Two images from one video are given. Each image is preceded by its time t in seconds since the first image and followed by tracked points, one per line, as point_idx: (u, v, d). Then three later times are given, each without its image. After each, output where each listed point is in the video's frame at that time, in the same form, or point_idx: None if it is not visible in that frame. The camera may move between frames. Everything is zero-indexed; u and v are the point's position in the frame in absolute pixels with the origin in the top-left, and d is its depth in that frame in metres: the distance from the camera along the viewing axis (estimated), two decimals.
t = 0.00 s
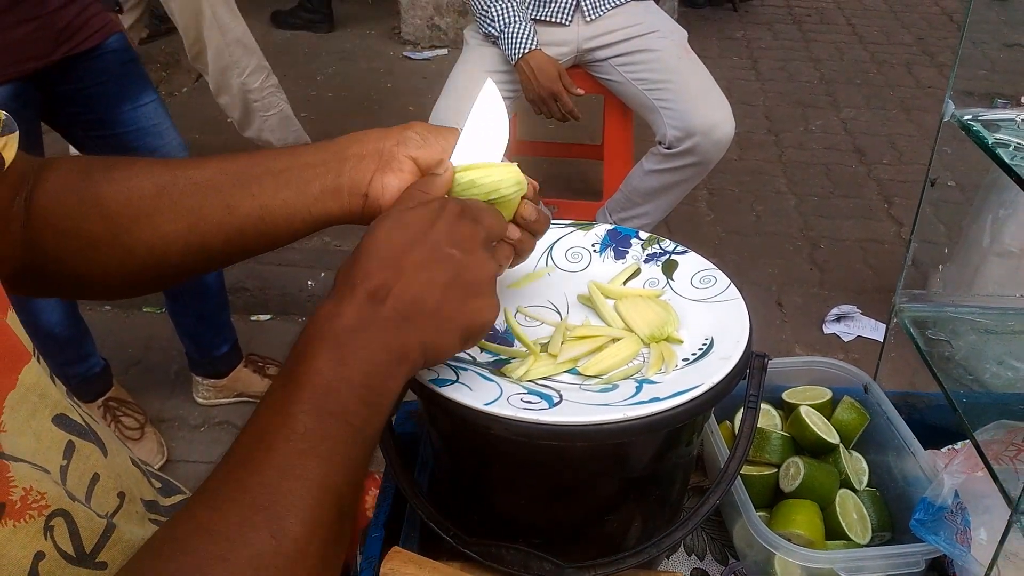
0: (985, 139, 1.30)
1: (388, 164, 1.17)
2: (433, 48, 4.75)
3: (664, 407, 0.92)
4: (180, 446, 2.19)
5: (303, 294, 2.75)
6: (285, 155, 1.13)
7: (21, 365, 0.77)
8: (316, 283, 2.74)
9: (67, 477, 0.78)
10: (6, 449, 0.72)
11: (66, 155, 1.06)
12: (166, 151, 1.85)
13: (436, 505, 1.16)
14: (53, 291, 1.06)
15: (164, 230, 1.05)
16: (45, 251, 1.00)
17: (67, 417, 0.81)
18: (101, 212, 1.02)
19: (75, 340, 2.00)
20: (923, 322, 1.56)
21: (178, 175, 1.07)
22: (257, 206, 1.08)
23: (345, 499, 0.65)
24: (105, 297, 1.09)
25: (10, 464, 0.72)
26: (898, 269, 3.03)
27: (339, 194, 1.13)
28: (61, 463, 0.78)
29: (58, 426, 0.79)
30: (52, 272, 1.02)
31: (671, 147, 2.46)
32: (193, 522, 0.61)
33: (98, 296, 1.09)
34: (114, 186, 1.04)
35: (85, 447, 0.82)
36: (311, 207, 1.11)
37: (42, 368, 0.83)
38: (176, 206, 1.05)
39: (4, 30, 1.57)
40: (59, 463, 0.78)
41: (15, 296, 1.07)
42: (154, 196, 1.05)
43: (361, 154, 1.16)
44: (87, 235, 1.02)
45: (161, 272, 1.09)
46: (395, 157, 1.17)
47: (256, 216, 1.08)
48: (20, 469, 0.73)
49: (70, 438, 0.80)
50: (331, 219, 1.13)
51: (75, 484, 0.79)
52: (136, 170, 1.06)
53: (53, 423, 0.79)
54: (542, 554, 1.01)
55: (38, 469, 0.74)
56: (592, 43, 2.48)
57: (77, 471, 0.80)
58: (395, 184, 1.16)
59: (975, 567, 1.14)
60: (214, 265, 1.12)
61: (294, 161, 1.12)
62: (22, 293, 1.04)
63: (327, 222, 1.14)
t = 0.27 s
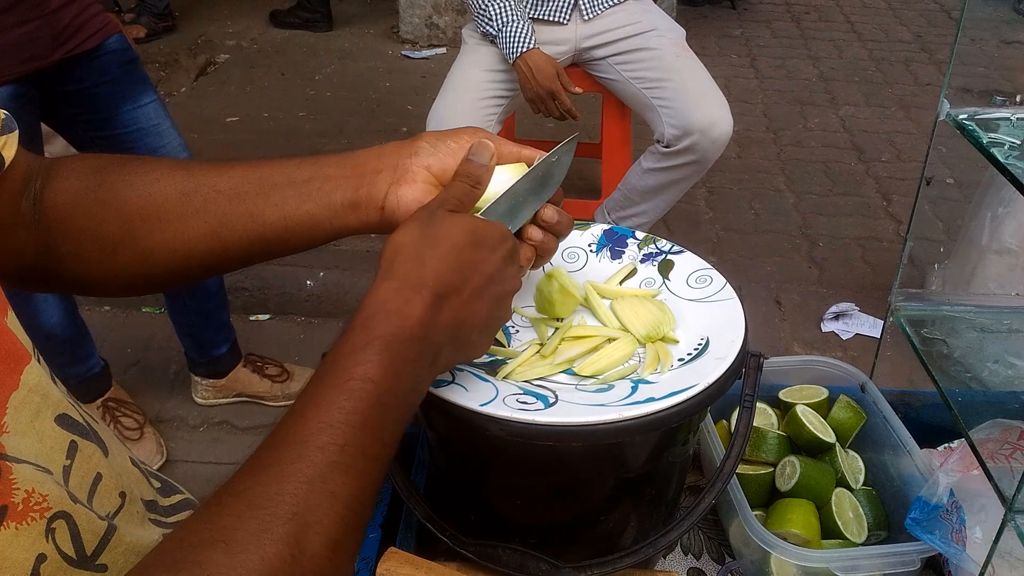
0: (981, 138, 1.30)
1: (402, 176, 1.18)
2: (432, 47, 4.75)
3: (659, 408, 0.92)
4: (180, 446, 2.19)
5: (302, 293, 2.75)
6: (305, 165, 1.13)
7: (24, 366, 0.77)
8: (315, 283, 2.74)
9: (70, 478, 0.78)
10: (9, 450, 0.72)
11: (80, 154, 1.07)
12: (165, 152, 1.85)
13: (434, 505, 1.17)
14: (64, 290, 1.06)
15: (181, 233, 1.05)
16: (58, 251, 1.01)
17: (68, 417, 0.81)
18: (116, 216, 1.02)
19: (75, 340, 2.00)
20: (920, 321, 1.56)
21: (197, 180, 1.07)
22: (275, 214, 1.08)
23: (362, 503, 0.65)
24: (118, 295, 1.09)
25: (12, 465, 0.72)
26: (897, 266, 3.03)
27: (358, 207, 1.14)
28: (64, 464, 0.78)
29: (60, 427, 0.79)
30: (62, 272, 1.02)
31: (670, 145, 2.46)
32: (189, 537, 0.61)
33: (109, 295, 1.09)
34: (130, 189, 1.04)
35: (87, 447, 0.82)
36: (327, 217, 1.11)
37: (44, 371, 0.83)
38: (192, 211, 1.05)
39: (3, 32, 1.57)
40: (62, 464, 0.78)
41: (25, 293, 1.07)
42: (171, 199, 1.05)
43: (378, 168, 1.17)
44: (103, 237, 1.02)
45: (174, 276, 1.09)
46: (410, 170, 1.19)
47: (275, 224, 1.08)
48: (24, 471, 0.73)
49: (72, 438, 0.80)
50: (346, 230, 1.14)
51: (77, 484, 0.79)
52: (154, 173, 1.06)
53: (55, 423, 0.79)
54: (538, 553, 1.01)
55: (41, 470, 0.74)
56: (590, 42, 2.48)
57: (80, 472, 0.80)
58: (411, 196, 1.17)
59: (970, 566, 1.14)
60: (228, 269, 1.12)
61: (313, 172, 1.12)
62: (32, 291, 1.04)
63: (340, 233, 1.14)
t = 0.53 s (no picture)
0: (980, 135, 1.30)
1: (361, 175, 1.16)
2: (431, 44, 4.74)
3: (657, 406, 0.92)
4: (180, 444, 2.19)
5: (301, 292, 2.75)
6: (268, 164, 1.12)
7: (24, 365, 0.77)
8: (314, 281, 2.74)
9: (73, 477, 0.78)
10: (9, 452, 0.72)
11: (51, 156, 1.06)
12: (165, 150, 1.85)
13: (433, 504, 1.17)
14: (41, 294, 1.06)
15: (150, 239, 1.05)
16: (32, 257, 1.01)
17: (69, 418, 0.81)
18: (86, 218, 1.02)
19: (75, 339, 2.00)
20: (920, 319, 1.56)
21: (163, 182, 1.07)
22: (240, 217, 1.08)
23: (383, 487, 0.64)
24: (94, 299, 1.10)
25: (11, 468, 0.72)
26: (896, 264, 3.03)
27: (319, 209, 1.14)
28: (67, 463, 0.78)
29: (61, 427, 0.79)
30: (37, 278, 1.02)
31: (669, 143, 2.46)
32: (190, 534, 0.60)
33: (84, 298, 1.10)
34: (100, 192, 1.04)
35: (90, 447, 0.82)
36: (290, 221, 1.11)
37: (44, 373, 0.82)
38: (160, 215, 1.05)
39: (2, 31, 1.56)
40: (65, 463, 0.78)
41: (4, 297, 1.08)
42: (139, 203, 1.05)
43: (335, 167, 1.15)
44: (73, 242, 1.02)
45: (150, 277, 1.09)
46: (367, 166, 1.17)
47: (241, 228, 1.08)
48: (23, 472, 0.73)
49: (74, 438, 0.80)
50: (309, 230, 1.15)
51: (80, 484, 0.79)
52: (123, 176, 1.06)
53: (55, 423, 0.79)
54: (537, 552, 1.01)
55: (41, 472, 0.74)
56: (589, 40, 2.48)
57: (83, 471, 0.80)
58: (372, 195, 1.16)
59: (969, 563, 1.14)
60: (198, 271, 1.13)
61: (278, 172, 1.11)
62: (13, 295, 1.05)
63: (304, 234, 1.15)
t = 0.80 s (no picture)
0: (983, 132, 1.30)
1: (350, 150, 1.14)
2: (432, 43, 4.74)
3: (661, 403, 0.92)
4: (182, 442, 2.19)
5: (302, 290, 2.74)
6: (258, 149, 1.12)
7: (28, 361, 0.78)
8: (316, 279, 2.74)
9: (78, 473, 0.78)
10: (17, 447, 0.72)
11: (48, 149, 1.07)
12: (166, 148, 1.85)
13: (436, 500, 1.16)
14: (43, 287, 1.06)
15: (145, 225, 1.05)
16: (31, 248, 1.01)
17: (74, 414, 0.81)
18: (82, 207, 1.02)
19: (77, 336, 2.00)
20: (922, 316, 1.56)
21: (157, 169, 1.07)
22: (234, 201, 1.07)
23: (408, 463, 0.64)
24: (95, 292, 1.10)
25: (20, 463, 0.72)
26: (898, 262, 3.02)
27: (311, 189, 1.13)
28: (71, 459, 0.78)
29: (66, 423, 0.79)
30: (37, 269, 1.03)
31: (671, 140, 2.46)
32: (214, 513, 0.60)
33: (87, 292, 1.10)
34: (96, 181, 1.04)
35: (94, 444, 0.82)
36: (283, 202, 1.10)
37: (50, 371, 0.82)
38: (155, 202, 1.05)
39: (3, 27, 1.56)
40: (69, 459, 0.78)
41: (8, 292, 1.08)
42: (133, 191, 1.05)
43: (326, 146, 1.14)
44: (69, 231, 1.02)
45: (150, 267, 1.09)
46: (356, 141, 1.15)
47: (235, 212, 1.08)
48: (31, 468, 0.72)
49: (78, 435, 0.80)
50: (304, 212, 1.14)
51: (86, 481, 0.79)
52: (117, 165, 1.06)
53: (61, 420, 0.78)
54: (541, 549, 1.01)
55: (48, 467, 0.74)
56: (591, 38, 2.48)
57: (88, 468, 0.80)
58: (361, 169, 1.14)
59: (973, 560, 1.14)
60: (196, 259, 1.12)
61: (269, 156, 1.11)
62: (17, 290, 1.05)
63: (299, 215, 1.14)
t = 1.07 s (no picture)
0: (983, 130, 1.29)
1: (355, 160, 1.12)
2: (432, 41, 4.73)
3: (661, 399, 0.92)
4: (180, 439, 2.19)
5: (301, 288, 2.74)
6: (257, 155, 1.11)
7: (28, 357, 0.78)
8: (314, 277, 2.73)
9: (80, 470, 0.78)
10: (20, 445, 0.72)
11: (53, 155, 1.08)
12: (165, 144, 1.84)
13: (434, 498, 1.16)
14: (42, 292, 1.07)
15: (137, 231, 1.04)
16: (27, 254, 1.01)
17: (74, 412, 0.81)
18: (77, 213, 1.02)
19: (75, 333, 2.00)
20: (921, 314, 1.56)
21: (153, 175, 1.07)
22: (226, 205, 1.06)
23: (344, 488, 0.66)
24: (94, 297, 1.10)
25: (24, 459, 0.71)
26: (897, 261, 3.02)
27: (312, 197, 1.10)
28: (72, 457, 0.78)
29: (66, 420, 0.79)
30: (32, 273, 1.03)
31: (670, 139, 2.45)
32: (172, 544, 0.62)
33: (87, 296, 1.10)
34: (89, 188, 1.04)
35: (95, 441, 0.82)
36: (279, 209, 1.08)
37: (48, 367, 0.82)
38: (147, 208, 1.05)
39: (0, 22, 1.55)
40: (70, 456, 0.77)
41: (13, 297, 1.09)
42: (127, 197, 1.05)
43: (329, 154, 1.11)
44: (60, 237, 1.02)
45: (144, 270, 1.08)
46: (362, 152, 1.13)
47: (230, 217, 1.06)
48: (35, 465, 0.72)
49: (79, 433, 0.80)
50: (304, 221, 1.11)
51: (87, 478, 0.79)
52: (115, 171, 1.06)
53: (60, 418, 0.78)
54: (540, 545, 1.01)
55: (51, 464, 0.74)
56: (590, 36, 2.47)
57: (89, 465, 0.80)
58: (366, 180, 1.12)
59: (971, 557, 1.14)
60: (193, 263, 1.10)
61: (268, 162, 1.10)
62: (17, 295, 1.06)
63: (298, 225, 1.12)
